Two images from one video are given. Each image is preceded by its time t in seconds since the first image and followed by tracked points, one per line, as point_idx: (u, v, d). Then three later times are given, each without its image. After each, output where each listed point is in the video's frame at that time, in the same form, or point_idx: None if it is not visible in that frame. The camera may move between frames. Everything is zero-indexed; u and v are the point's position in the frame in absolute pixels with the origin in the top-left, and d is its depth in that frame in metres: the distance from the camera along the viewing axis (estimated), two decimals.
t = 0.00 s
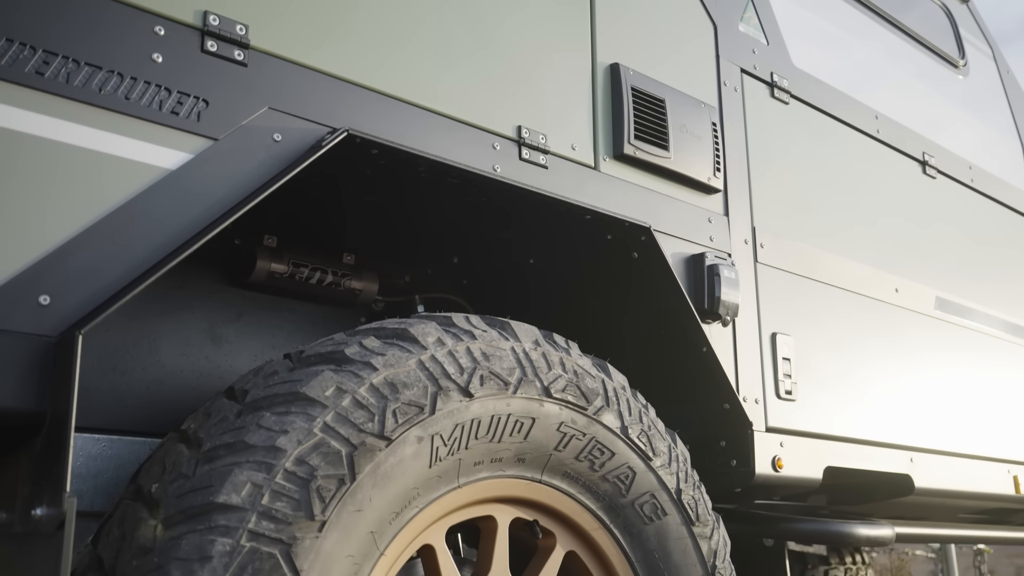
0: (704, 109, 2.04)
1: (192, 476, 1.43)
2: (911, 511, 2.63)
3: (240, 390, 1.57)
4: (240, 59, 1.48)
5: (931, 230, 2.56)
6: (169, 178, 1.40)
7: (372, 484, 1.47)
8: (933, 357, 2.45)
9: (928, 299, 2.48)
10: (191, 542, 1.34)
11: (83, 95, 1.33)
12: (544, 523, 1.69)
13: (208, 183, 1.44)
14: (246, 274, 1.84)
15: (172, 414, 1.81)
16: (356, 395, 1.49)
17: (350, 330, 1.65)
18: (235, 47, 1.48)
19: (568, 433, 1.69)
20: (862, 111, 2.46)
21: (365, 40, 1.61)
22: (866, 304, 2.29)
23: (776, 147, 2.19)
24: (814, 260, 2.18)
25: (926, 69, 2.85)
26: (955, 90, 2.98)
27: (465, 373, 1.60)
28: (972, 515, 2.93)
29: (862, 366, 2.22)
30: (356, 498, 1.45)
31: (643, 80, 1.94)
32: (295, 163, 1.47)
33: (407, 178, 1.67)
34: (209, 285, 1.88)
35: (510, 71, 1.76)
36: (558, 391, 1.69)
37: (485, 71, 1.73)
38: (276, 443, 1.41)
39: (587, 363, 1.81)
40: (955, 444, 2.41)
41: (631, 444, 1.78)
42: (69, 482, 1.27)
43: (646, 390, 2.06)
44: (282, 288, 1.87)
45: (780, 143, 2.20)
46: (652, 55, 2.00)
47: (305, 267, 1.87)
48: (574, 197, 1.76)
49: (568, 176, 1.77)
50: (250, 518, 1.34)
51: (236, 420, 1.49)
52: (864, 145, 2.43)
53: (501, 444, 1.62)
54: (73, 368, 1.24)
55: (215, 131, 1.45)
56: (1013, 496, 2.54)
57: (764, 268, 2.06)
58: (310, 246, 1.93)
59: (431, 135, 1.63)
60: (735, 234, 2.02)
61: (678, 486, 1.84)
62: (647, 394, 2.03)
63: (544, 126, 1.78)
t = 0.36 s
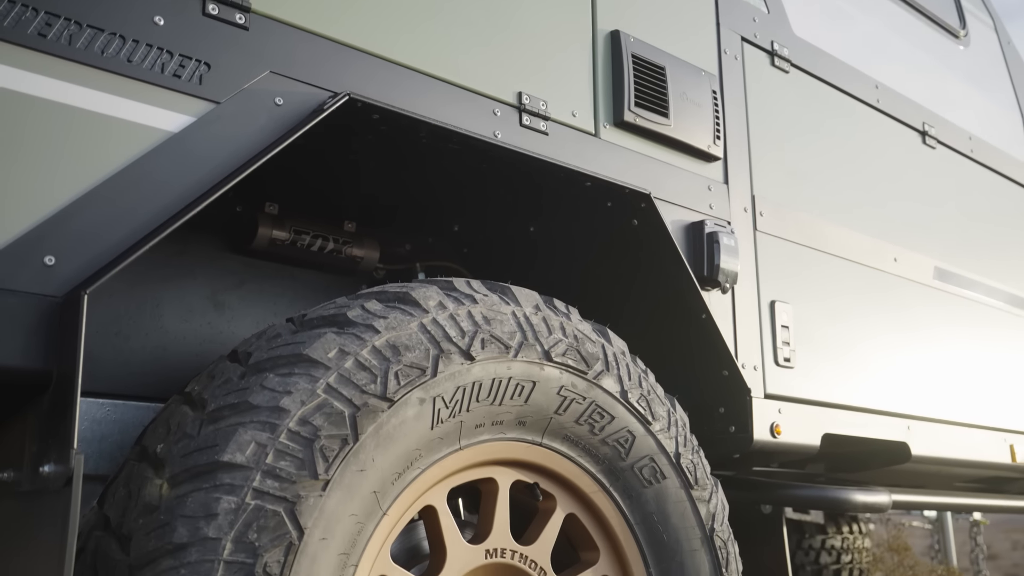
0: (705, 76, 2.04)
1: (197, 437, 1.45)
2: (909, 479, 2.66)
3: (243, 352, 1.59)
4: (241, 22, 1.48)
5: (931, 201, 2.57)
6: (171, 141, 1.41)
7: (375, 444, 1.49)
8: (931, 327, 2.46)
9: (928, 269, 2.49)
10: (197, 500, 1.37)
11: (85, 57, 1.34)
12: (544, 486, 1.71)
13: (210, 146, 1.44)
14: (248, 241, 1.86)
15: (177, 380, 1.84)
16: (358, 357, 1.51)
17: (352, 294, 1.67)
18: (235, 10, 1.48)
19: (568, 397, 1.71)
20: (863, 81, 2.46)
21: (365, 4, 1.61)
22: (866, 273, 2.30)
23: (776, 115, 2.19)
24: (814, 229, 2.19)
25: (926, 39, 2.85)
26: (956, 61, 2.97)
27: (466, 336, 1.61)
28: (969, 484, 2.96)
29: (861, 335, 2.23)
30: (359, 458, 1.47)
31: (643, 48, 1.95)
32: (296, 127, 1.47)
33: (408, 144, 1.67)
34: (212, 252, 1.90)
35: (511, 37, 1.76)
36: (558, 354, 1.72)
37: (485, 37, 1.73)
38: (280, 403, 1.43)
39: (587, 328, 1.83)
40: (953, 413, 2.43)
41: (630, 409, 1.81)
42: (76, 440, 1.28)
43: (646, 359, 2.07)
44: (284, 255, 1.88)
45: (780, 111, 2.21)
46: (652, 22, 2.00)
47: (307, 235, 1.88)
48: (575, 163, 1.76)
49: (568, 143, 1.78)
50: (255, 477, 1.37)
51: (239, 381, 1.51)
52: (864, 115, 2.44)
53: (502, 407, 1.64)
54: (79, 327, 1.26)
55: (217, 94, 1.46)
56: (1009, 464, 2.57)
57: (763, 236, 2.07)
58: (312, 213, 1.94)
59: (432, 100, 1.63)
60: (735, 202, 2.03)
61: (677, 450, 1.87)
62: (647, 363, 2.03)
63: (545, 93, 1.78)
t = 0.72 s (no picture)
0: (705, 46, 2.04)
1: (200, 400, 1.47)
2: (906, 449, 2.68)
3: (246, 318, 1.60)
4: None
5: (931, 172, 2.58)
6: (173, 106, 1.42)
7: (377, 408, 1.51)
8: (930, 298, 2.47)
9: (927, 241, 2.50)
10: (201, 461, 1.39)
11: (87, 21, 1.34)
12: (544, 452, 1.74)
13: (212, 111, 1.45)
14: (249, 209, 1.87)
15: (180, 347, 1.86)
16: (360, 322, 1.52)
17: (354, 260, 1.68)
18: None
19: (568, 363, 1.73)
20: (863, 52, 2.46)
21: None
22: (865, 244, 2.31)
23: (776, 86, 2.19)
24: (813, 199, 2.20)
25: (928, 10, 2.84)
26: (958, 32, 2.97)
27: (467, 302, 1.63)
28: (966, 455, 2.98)
29: (859, 305, 2.25)
30: (361, 422, 1.49)
31: (644, 17, 1.94)
32: (298, 92, 1.48)
33: (408, 112, 1.67)
34: (213, 221, 1.91)
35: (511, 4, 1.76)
36: (558, 321, 1.73)
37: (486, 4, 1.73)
38: (283, 366, 1.45)
39: (587, 295, 1.85)
40: (951, 383, 2.45)
41: (630, 375, 1.83)
42: (82, 402, 1.30)
43: (647, 326, 2.08)
44: (285, 224, 1.90)
45: (780, 82, 2.21)
46: None
47: (308, 204, 1.89)
48: (576, 131, 1.77)
49: (569, 111, 1.78)
50: (258, 439, 1.39)
51: (243, 345, 1.52)
52: (864, 86, 2.44)
53: (502, 372, 1.66)
54: (83, 289, 1.27)
55: (219, 60, 1.46)
56: (1006, 435, 2.59)
57: (762, 206, 2.08)
58: (313, 182, 1.95)
59: (433, 67, 1.63)
60: (735, 172, 2.04)
61: (676, 417, 1.89)
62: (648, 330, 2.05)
63: (545, 62, 1.78)
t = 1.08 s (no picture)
0: (706, 14, 2.04)
1: (202, 363, 1.48)
2: (902, 419, 2.70)
3: (246, 283, 1.61)
4: None
5: (930, 143, 2.58)
6: (172, 70, 1.42)
7: (377, 371, 1.52)
8: (929, 268, 2.48)
9: (926, 212, 2.51)
10: (203, 424, 1.40)
11: None
12: (544, 417, 1.75)
13: (211, 76, 1.45)
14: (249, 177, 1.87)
15: (181, 315, 1.87)
16: (360, 287, 1.53)
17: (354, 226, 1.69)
18: None
19: (568, 329, 1.74)
20: (864, 22, 2.46)
21: None
22: (864, 214, 2.32)
23: (776, 54, 2.19)
24: (812, 168, 2.21)
25: None
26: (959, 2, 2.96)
27: (467, 268, 1.64)
28: (963, 425, 3.00)
29: (857, 275, 2.25)
30: (362, 385, 1.50)
31: None
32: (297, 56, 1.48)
33: (407, 79, 1.67)
34: (213, 190, 1.92)
35: None
36: (557, 287, 1.75)
37: None
38: (283, 330, 1.46)
39: (586, 262, 1.86)
40: (949, 353, 2.46)
41: (629, 342, 1.84)
42: (84, 363, 1.31)
43: (647, 294, 2.09)
44: (284, 192, 1.90)
45: (780, 51, 2.20)
46: None
47: (308, 171, 1.89)
48: (575, 98, 1.76)
49: (569, 78, 1.77)
50: (260, 401, 1.41)
51: (243, 309, 1.53)
52: (865, 56, 2.43)
53: (502, 337, 1.67)
54: (84, 251, 1.29)
55: (218, 25, 1.46)
56: (1003, 405, 2.61)
57: (761, 175, 2.09)
58: (313, 150, 1.96)
59: (431, 33, 1.61)
60: (734, 141, 2.04)
61: (674, 383, 1.90)
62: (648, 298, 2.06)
63: (545, 29, 1.76)
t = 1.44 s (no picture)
0: None
1: (206, 325, 1.50)
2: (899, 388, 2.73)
3: (249, 248, 1.62)
4: None
5: (929, 113, 2.58)
6: (175, 33, 1.43)
7: (379, 334, 1.54)
8: (928, 238, 2.49)
9: (925, 181, 2.52)
10: (208, 384, 1.42)
11: None
12: (544, 381, 1.77)
13: (214, 39, 1.46)
14: (250, 145, 1.89)
15: (184, 282, 1.88)
16: (362, 250, 1.55)
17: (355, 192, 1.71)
18: None
19: (568, 295, 1.76)
20: None
21: None
22: (863, 183, 2.33)
23: (776, 22, 2.19)
24: (811, 135, 2.22)
25: None
26: None
27: (468, 233, 1.65)
28: (959, 394, 3.03)
29: (856, 243, 2.27)
30: (364, 347, 1.52)
31: None
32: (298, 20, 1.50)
33: (408, 45, 1.66)
34: (214, 157, 1.92)
35: None
36: (558, 253, 1.76)
37: None
38: (287, 293, 1.47)
39: (587, 229, 1.88)
40: (946, 322, 2.48)
41: (628, 308, 1.86)
42: (91, 323, 1.32)
43: (646, 262, 2.10)
44: (286, 160, 1.92)
45: (781, 19, 2.20)
46: None
47: (308, 139, 1.91)
48: (576, 64, 1.75)
49: (570, 45, 1.75)
50: (264, 362, 1.42)
51: (247, 273, 1.55)
52: (865, 24, 2.43)
53: (503, 302, 1.68)
54: (92, 212, 1.30)
55: None
56: (999, 374, 2.64)
57: (761, 144, 2.10)
58: (315, 118, 1.97)
59: None
60: (734, 110, 2.05)
61: (673, 349, 1.92)
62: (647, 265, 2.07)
63: None
